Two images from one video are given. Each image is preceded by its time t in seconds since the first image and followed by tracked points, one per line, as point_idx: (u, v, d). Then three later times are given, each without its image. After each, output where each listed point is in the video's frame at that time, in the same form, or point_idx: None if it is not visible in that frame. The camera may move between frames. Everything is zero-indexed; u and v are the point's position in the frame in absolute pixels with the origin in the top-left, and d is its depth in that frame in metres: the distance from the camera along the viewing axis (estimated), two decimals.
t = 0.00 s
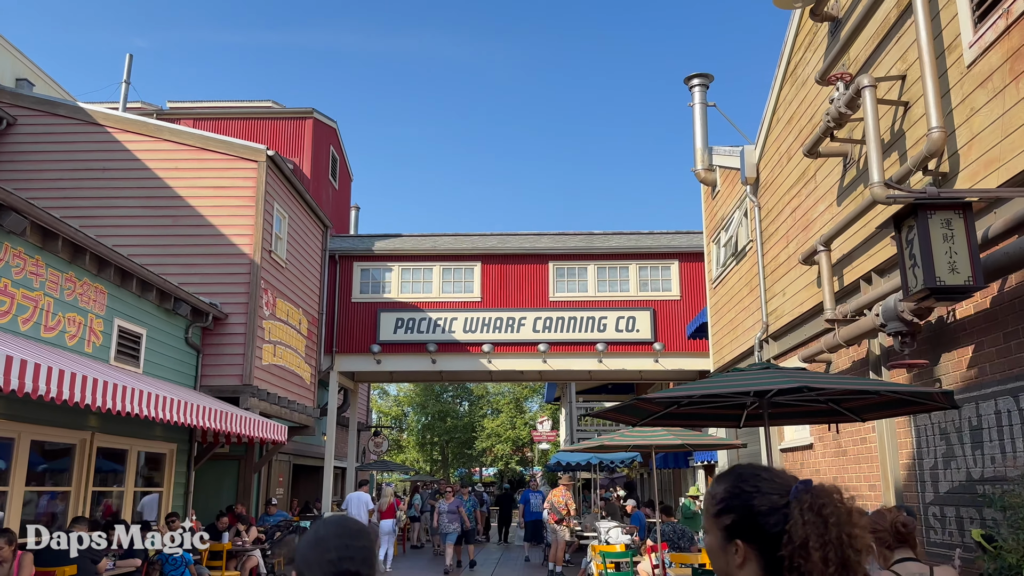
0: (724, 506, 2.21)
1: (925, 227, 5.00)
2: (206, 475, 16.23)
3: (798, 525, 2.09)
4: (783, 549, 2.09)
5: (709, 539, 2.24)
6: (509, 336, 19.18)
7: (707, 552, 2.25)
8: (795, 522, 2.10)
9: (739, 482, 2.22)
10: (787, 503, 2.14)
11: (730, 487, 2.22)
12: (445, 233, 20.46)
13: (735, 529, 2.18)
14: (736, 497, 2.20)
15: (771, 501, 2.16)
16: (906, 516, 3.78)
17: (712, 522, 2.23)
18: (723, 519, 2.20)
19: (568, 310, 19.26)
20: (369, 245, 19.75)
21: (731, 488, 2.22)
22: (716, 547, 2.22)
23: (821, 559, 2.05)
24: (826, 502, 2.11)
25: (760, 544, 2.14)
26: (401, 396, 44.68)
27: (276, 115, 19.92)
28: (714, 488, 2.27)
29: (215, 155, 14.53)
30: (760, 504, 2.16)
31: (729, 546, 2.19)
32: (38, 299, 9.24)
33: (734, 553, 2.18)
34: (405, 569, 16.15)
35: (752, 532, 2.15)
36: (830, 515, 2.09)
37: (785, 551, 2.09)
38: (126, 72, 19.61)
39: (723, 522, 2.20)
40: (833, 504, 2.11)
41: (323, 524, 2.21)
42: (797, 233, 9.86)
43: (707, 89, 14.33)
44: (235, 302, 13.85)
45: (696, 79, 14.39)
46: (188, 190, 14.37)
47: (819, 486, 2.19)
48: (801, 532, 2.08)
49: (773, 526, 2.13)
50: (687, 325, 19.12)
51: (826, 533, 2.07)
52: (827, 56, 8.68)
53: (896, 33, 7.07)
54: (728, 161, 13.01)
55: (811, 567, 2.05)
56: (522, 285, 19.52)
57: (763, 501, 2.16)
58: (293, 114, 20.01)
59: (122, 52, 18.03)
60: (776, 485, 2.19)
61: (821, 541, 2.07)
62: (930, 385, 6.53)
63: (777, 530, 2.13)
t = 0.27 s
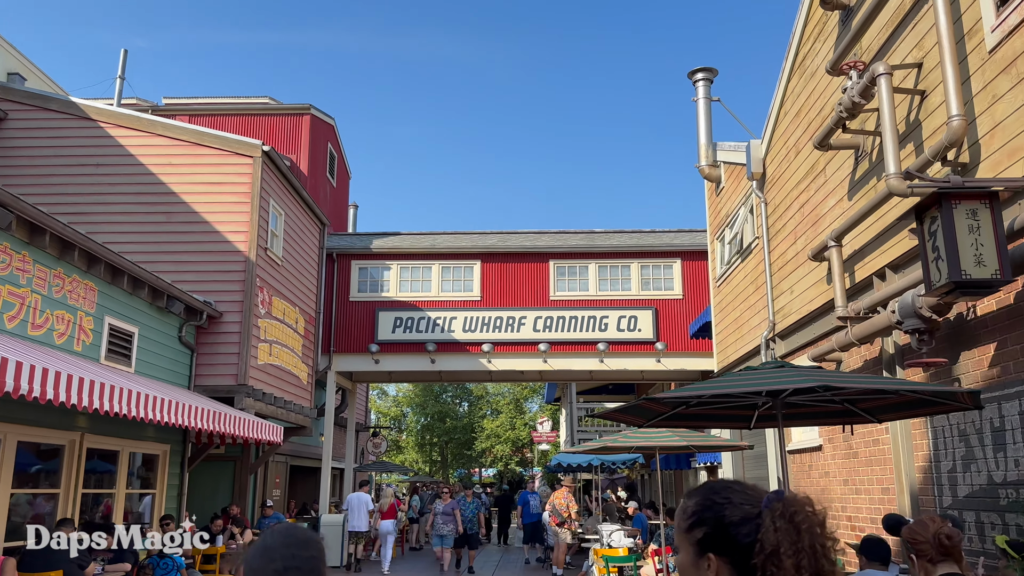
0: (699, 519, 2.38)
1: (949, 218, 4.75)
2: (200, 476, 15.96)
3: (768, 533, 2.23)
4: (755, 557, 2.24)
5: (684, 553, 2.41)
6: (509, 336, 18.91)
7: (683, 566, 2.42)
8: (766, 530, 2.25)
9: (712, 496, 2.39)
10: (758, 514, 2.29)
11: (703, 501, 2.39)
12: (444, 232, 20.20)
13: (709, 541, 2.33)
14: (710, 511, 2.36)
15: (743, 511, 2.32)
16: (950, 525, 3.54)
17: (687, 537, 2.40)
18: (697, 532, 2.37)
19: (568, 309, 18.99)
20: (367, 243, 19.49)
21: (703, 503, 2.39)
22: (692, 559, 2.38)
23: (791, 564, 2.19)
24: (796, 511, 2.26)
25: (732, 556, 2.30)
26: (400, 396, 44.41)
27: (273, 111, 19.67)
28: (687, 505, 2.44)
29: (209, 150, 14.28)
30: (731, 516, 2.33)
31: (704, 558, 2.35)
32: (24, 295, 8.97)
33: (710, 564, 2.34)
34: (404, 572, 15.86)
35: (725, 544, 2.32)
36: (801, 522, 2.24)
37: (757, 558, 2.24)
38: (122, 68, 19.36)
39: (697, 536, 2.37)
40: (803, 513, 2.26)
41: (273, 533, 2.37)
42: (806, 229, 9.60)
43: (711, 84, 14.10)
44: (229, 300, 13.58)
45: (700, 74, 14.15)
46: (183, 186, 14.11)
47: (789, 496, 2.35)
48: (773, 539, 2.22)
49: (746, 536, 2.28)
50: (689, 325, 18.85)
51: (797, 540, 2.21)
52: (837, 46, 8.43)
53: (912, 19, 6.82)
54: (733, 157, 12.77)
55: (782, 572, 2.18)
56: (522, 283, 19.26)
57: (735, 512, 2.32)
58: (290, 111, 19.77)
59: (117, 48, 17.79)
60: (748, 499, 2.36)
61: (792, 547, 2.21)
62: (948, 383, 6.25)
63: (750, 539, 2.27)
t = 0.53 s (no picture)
0: (688, 508, 2.13)
1: (969, 197, 4.48)
2: (189, 471, 15.67)
3: (763, 524, 1.99)
4: (747, 550, 1.99)
5: (669, 544, 2.15)
6: (504, 330, 18.66)
7: (668, 559, 2.15)
8: (761, 522, 2.00)
9: (704, 484, 2.14)
10: (753, 504, 2.04)
11: (693, 489, 2.13)
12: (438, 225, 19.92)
13: (699, 531, 2.08)
14: (699, 498, 2.11)
15: (736, 501, 2.07)
16: (988, 522, 3.20)
17: (674, 527, 2.13)
18: (686, 522, 2.11)
19: (564, 304, 18.75)
20: (360, 236, 19.20)
21: (693, 491, 2.13)
22: (678, 551, 2.12)
23: (785, 560, 1.94)
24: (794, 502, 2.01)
25: (724, 548, 2.04)
26: (394, 393, 44.14)
27: (265, 101, 19.36)
28: (676, 492, 2.19)
29: (199, 139, 13.98)
30: (723, 506, 2.07)
31: (691, 550, 2.10)
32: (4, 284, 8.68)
33: (696, 557, 2.09)
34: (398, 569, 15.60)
35: (715, 535, 2.06)
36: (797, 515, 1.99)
37: (749, 551, 1.99)
38: (111, 57, 19.03)
39: (686, 525, 2.11)
40: (800, 506, 2.02)
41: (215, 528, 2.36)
42: (810, 219, 9.36)
43: (711, 73, 13.86)
44: (219, 292, 13.29)
45: (700, 63, 13.91)
46: (171, 175, 13.81)
47: (786, 487, 2.10)
48: (767, 531, 1.98)
49: (738, 527, 2.03)
50: (687, 319, 18.62)
51: (792, 534, 1.97)
52: (844, 28, 8.19)
53: None
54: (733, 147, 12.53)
55: (775, 567, 1.93)
56: (518, 277, 18.99)
57: (727, 502, 2.07)
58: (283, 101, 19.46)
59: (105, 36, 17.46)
60: (741, 489, 2.10)
61: (787, 542, 1.96)
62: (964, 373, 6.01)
63: (742, 531, 2.02)
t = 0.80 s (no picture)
0: (657, 502, 2.09)
1: (987, 184, 4.25)
2: (171, 468, 15.35)
3: (735, 518, 1.97)
4: (720, 545, 1.98)
5: (637, 538, 2.10)
6: (493, 326, 18.40)
7: (635, 552, 2.11)
8: (733, 516, 1.99)
9: (672, 478, 2.11)
10: (723, 499, 2.03)
11: (664, 484, 2.09)
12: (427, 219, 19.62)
13: (669, 525, 2.05)
14: (668, 493, 2.07)
15: (706, 495, 2.04)
16: None
17: (643, 521, 2.09)
18: (656, 516, 2.07)
19: (555, 299, 18.51)
20: (347, 229, 18.89)
21: (661, 485, 2.09)
22: (646, 545, 2.08)
23: (757, 554, 1.95)
24: (762, 496, 2.01)
25: (694, 542, 2.02)
26: (381, 389, 43.77)
27: (251, 91, 19.00)
28: (644, 486, 2.14)
29: (181, 128, 13.63)
30: (694, 501, 2.04)
31: (660, 544, 2.06)
32: None
33: (665, 551, 2.05)
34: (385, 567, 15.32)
35: (686, 530, 2.03)
36: (766, 507, 1.99)
37: (723, 546, 1.98)
38: (93, 44, 18.61)
39: (655, 519, 2.07)
40: (768, 499, 2.03)
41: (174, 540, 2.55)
42: (808, 212, 9.16)
43: (705, 65, 13.64)
44: (202, 284, 12.97)
45: (694, 54, 13.68)
46: (153, 164, 13.46)
47: (752, 481, 2.09)
48: (739, 526, 1.96)
49: (709, 521, 2.01)
50: (678, 315, 18.42)
51: (762, 527, 1.97)
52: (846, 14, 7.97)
53: None
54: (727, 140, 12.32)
55: (749, 562, 1.94)
56: (508, 272, 18.73)
57: (697, 496, 2.04)
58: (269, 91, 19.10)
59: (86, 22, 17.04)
60: (710, 482, 2.08)
61: (758, 536, 1.97)
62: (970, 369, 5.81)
63: (712, 526, 2.01)
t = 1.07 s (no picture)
0: (594, 504, 1.95)
1: (993, 162, 4.04)
2: (144, 461, 14.98)
3: (677, 526, 1.86)
4: (660, 554, 1.86)
5: (570, 540, 1.96)
6: (476, 319, 18.14)
7: (567, 555, 1.98)
8: (674, 523, 1.87)
9: (611, 478, 1.97)
10: (665, 503, 1.90)
11: (601, 486, 1.95)
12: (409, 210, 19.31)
13: (607, 530, 1.91)
14: (607, 495, 1.94)
15: (647, 500, 1.92)
16: None
17: (578, 522, 1.95)
18: (593, 519, 1.93)
19: (538, 293, 18.27)
20: (327, 219, 18.53)
21: (598, 487, 1.95)
22: (580, 548, 1.94)
23: (697, 564, 1.84)
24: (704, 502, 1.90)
25: (633, 549, 1.89)
26: (362, 384, 43.36)
27: (229, 78, 18.59)
28: (580, 484, 2.00)
29: (155, 112, 13.25)
30: (633, 505, 1.91)
31: (596, 547, 1.92)
32: None
33: (600, 555, 1.91)
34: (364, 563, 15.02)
35: (624, 535, 1.90)
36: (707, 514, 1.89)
37: (663, 555, 1.86)
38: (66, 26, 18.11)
39: (592, 522, 1.93)
40: (709, 505, 1.93)
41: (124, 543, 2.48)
42: (797, 201, 8.98)
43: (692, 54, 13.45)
44: (176, 273, 12.61)
45: (681, 43, 13.48)
46: (126, 149, 13.06)
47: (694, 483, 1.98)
48: (682, 533, 1.85)
49: (649, 528, 1.88)
50: (663, 310, 18.25)
51: (704, 536, 1.87)
52: None
53: None
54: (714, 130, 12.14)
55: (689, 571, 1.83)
56: (491, 265, 18.46)
57: (637, 500, 1.91)
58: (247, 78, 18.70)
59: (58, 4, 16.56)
60: (650, 483, 1.95)
61: (700, 544, 1.86)
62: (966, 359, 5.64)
63: (653, 532, 1.88)
